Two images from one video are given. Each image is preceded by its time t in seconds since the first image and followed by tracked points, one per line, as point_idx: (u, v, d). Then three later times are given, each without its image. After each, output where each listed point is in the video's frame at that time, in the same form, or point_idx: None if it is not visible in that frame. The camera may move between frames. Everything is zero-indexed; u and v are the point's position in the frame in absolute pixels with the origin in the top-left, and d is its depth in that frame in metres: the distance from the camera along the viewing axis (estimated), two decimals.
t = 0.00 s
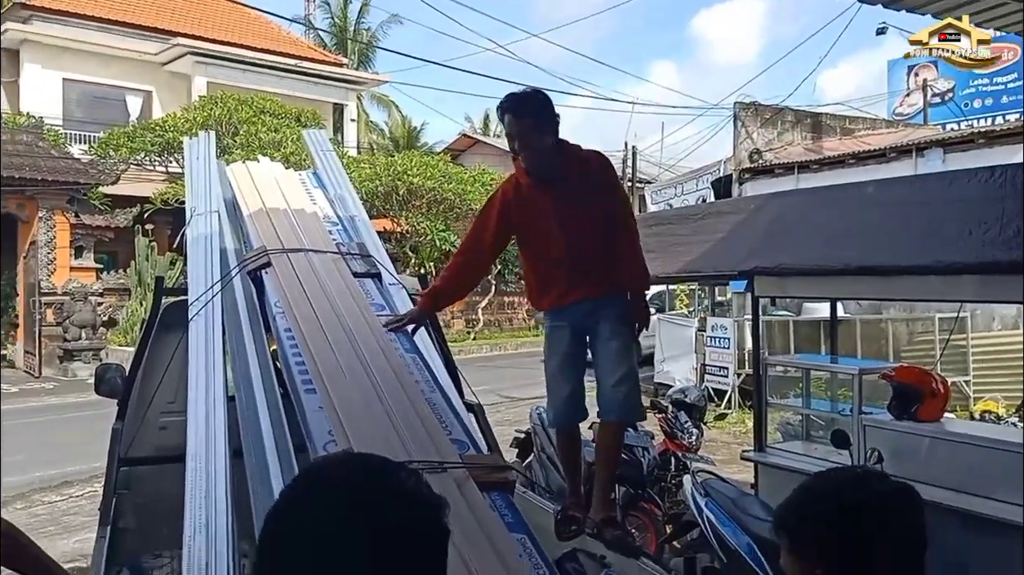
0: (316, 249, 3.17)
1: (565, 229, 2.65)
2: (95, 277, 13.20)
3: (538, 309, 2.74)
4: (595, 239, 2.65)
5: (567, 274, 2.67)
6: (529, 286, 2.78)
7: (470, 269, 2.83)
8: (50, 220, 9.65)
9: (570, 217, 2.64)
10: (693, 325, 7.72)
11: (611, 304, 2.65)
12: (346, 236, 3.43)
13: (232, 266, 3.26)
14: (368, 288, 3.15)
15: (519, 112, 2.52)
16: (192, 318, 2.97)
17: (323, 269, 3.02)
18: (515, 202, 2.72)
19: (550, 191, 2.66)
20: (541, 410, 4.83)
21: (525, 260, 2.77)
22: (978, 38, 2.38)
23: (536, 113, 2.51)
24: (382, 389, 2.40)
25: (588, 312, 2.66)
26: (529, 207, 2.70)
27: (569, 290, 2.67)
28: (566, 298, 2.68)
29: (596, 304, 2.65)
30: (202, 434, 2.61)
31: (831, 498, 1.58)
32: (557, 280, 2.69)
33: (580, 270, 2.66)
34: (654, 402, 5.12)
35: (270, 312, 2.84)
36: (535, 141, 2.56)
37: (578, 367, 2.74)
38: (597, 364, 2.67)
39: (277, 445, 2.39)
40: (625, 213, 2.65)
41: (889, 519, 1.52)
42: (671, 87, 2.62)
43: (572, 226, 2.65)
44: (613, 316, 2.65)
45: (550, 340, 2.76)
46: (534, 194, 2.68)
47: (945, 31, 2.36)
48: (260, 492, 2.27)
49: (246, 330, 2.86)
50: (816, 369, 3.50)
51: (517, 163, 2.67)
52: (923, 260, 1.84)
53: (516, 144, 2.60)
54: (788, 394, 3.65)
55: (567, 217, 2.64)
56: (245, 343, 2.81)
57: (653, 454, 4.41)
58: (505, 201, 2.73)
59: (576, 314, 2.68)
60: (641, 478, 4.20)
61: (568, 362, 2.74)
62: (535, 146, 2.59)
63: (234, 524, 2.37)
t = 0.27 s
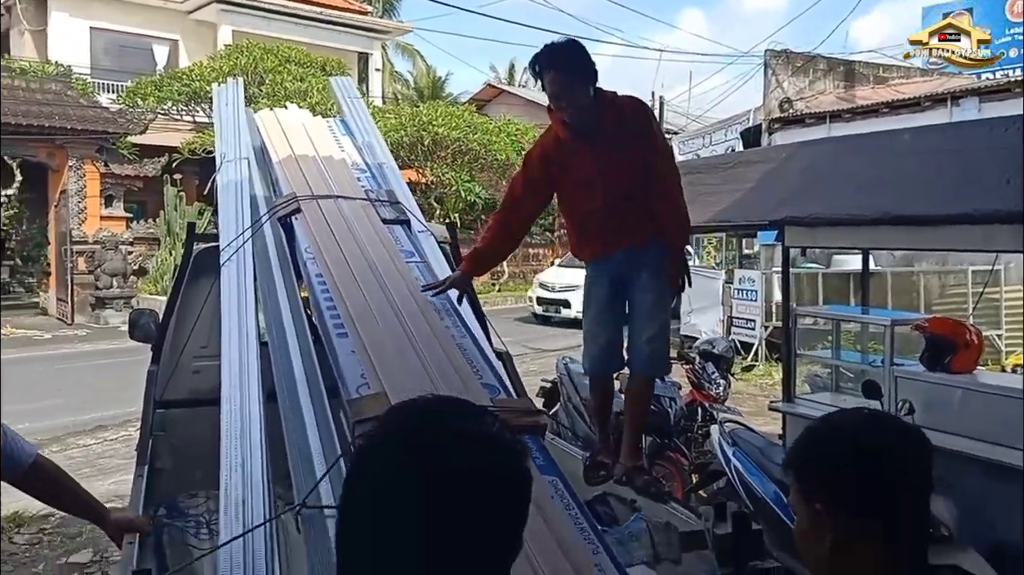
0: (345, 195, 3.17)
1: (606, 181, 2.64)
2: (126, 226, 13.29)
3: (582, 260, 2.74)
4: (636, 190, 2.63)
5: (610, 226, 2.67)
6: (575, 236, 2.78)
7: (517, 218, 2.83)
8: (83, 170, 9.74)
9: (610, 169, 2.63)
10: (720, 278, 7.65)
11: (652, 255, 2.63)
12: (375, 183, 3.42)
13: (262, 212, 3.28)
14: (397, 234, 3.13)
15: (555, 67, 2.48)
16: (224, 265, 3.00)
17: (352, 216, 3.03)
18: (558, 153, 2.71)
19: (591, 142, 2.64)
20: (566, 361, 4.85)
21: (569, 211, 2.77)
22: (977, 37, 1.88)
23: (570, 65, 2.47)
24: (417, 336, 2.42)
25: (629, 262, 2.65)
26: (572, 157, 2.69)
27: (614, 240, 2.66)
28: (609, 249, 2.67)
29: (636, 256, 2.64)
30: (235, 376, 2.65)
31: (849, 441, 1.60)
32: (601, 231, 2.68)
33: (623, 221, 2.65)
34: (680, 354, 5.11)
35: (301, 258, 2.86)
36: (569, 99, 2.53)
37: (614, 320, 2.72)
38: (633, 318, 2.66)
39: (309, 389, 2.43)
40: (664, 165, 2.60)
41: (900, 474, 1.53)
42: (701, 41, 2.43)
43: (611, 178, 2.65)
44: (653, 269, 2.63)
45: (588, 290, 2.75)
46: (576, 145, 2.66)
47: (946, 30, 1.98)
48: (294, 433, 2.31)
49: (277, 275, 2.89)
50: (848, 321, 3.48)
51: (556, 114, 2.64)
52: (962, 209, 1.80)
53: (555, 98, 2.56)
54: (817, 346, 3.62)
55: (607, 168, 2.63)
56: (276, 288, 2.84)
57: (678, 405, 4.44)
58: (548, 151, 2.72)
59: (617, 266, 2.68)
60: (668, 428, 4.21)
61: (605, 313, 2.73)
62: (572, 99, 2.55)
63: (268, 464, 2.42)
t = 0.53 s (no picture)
0: (389, 148, 3.19)
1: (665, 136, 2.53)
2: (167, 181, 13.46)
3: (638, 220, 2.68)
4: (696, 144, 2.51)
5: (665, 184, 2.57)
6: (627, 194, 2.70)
7: (563, 176, 2.75)
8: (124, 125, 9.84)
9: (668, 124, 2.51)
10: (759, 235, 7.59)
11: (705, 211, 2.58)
12: (417, 136, 3.42)
13: (307, 165, 3.31)
14: (440, 187, 3.14)
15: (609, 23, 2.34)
16: (270, 217, 3.04)
17: (397, 169, 3.05)
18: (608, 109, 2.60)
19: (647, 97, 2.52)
20: (604, 315, 4.87)
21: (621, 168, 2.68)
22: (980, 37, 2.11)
23: (625, 21, 2.34)
24: (465, 290, 2.43)
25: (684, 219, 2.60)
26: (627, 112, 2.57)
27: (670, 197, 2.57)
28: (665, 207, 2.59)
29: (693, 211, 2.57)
30: (286, 327, 2.70)
31: (856, 387, 1.42)
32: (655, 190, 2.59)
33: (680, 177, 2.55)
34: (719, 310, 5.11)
35: (347, 210, 2.89)
36: (626, 58, 2.40)
37: (666, 275, 2.64)
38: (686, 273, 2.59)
39: (359, 340, 2.47)
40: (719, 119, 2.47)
41: (918, 422, 1.35)
42: None
43: (668, 134, 2.54)
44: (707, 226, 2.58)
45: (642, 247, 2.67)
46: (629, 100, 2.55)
47: (947, 29, 2.24)
48: (344, 382, 2.37)
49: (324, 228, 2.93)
50: (894, 276, 3.44)
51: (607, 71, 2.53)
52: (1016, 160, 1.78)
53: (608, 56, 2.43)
54: (860, 303, 3.57)
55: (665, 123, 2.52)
56: (323, 240, 2.88)
57: (718, 361, 4.47)
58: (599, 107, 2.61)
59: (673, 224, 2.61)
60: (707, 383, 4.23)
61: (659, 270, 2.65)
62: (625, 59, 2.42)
63: (319, 412, 2.48)
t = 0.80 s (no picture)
0: (426, 124, 3.20)
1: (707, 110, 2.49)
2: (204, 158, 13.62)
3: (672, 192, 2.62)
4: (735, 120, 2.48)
5: (703, 157, 2.53)
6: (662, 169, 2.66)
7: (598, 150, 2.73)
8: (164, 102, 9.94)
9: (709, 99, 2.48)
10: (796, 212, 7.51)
11: (748, 187, 2.53)
12: (453, 112, 3.42)
13: (344, 141, 3.33)
14: (477, 163, 3.14)
15: None
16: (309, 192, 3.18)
17: (433, 145, 3.06)
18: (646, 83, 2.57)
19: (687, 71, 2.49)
20: (639, 292, 4.86)
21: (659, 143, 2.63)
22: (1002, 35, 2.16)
23: None
24: (503, 266, 2.44)
25: (726, 194, 2.54)
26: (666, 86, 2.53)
27: (710, 171, 2.52)
28: (704, 182, 2.54)
29: (738, 184, 2.53)
30: (326, 302, 2.74)
31: (886, 363, 1.35)
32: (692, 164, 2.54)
33: (720, 151, 2.50)
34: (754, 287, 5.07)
35: (384, 186, 2.91)
36: (669, 27, 2.36)
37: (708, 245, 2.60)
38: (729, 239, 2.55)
39: (398, 315, 2.50)
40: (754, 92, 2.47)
41: (952, 394, 1.28)
42: None
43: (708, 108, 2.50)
44: (749, 202, 2.54)
45: (680, 221, 2.61)
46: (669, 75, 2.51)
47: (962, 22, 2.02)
48: (383, 356, 2.40)
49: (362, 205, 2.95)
50: (936, 256, 3.40)
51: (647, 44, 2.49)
52: None
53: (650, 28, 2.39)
54: (899, 282, 3.56)
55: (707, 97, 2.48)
56: (362, 217, 2.90)
57: (753, 339, 4.47)
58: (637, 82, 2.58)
59: (715, 200, 2.56)
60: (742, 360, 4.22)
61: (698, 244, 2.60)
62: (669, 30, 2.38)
63: (359, 386, 2.52)
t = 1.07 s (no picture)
0: (444, 110, 3.19)
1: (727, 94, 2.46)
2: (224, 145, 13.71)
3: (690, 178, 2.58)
4: (753, 106, 2.46)
5: (723, 141, 2.50)
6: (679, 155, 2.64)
7: (615, 134, 2.70)
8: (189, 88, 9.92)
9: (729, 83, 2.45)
10: (816, 201, 7.45)
11: (767, 173, 2.51)
12: (471, 98, 3.42)
13: (362, 128, 3.34)
14: (494, 149, 3.13)
15: None
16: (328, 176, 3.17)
17: (451, 131, 3.05)
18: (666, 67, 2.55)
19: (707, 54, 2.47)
20: (655, 280, 4.84)
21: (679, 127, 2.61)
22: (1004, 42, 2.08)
23: None
24: (519, 254, 2.44)
25: (745, 178, 2.51)
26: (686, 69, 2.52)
27: (727, 155, 2.50)
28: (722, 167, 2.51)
29: (756, 172, 2.50)
30: (343, 288, 2.76)
31: (917, 355, 1.34)
32: (712, 148, 2.52)
33: (739, 136, 2.48)
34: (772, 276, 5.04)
35: (401, 172, 2.91)
36: (687, 6, 2.35)
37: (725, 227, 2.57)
38: (750, 220, 2.52)
39: (415, 302, 2.51)
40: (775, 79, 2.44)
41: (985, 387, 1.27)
42: None
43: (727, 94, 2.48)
44: (767, 188, 2.51)
45: (697, 204, 2.57)
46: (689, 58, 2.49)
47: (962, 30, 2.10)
48: (400, 342, 2.41)
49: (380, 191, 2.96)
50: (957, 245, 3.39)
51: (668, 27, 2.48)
52: None
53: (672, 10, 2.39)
54: (919, 271, 3.53)
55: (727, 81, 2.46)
56: (379, 203, 2.91)
57: (771, 329, 4.43)
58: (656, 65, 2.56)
59: (734, 184, 2.52)
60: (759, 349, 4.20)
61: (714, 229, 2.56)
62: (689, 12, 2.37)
63: (375, 371, 2.53)
